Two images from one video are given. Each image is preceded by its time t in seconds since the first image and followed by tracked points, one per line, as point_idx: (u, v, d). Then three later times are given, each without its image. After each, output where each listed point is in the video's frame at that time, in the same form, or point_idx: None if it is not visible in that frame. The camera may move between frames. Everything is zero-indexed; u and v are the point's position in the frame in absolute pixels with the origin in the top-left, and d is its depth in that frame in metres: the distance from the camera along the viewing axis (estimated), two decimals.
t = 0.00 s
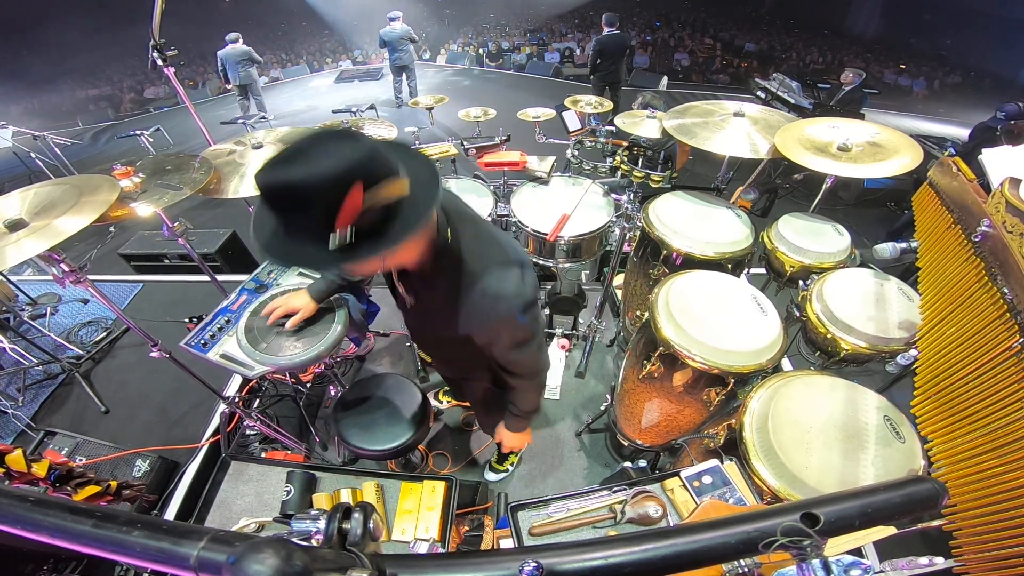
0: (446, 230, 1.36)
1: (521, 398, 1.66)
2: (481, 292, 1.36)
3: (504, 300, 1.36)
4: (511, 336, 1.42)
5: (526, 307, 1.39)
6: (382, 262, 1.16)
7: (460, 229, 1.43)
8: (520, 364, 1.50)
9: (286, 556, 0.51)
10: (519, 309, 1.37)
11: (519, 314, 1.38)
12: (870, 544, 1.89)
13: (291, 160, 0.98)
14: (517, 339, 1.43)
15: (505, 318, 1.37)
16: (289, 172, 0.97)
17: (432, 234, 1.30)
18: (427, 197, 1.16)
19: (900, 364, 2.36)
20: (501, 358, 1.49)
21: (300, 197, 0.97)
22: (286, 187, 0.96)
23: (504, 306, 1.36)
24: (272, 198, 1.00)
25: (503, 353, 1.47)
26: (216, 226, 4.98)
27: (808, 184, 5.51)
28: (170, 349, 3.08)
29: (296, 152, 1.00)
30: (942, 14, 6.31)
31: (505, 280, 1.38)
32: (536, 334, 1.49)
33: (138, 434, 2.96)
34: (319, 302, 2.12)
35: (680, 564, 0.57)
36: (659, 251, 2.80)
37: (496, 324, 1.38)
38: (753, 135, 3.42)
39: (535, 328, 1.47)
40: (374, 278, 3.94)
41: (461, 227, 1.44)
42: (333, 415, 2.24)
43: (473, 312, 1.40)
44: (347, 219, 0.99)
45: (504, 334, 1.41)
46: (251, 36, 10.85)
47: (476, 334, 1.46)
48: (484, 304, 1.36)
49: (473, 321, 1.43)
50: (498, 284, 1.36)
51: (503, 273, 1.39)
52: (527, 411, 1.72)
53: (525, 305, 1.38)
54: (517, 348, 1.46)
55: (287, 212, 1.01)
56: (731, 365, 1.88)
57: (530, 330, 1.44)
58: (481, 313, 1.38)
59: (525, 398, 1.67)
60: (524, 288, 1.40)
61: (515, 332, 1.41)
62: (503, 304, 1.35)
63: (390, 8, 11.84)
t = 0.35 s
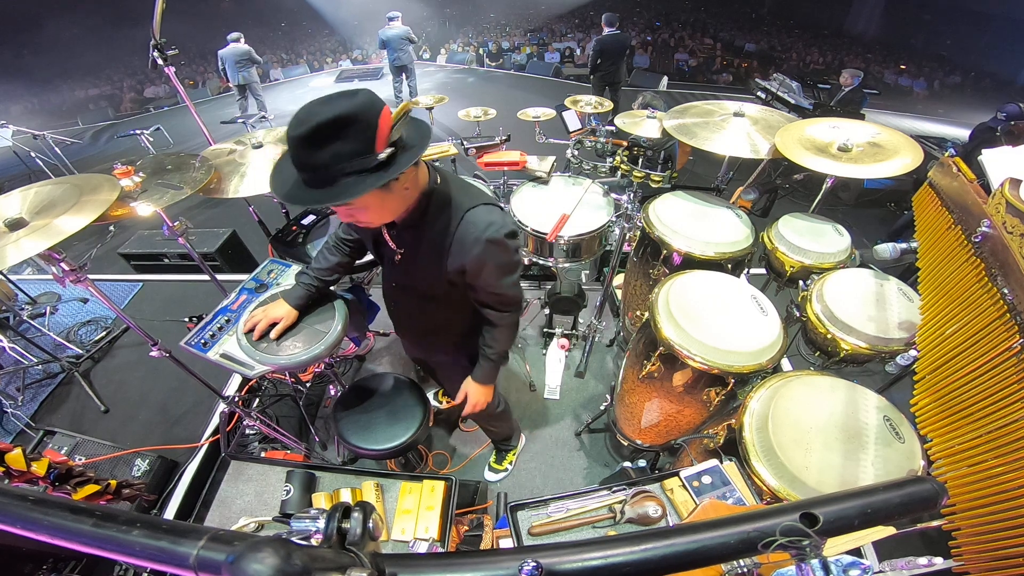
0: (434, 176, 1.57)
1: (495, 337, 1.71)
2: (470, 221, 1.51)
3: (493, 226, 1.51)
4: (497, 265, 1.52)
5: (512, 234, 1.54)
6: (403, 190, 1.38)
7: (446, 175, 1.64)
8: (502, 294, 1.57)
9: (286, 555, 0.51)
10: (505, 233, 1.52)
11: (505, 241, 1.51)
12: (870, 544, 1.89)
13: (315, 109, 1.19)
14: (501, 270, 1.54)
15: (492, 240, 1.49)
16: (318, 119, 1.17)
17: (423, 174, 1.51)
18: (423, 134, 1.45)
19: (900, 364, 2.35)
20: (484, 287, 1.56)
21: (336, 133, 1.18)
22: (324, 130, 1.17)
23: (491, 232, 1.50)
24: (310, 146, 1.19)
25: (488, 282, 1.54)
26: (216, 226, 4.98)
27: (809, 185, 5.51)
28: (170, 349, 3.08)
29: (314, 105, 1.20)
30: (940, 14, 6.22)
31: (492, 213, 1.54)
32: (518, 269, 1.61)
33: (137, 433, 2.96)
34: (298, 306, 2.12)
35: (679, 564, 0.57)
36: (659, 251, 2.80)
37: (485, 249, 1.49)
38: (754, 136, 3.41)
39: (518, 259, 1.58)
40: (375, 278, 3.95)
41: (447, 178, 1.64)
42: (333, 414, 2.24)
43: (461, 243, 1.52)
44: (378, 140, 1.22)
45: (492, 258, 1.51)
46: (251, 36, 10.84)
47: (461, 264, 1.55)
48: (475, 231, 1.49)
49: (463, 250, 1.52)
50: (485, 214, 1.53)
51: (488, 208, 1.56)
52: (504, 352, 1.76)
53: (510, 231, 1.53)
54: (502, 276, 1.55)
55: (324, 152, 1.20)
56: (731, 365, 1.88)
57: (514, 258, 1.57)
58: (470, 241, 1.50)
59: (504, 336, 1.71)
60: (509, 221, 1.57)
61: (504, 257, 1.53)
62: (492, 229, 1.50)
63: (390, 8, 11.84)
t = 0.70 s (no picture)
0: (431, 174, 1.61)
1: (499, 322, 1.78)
2: (468, 216, 1.56)
3: (490, 219, 1.57)
4: (496, 256, 1.58)
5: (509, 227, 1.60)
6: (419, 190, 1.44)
7: (441, 173, 1.68)
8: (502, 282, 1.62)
9: (286, 555, 0.51)
10: (501, 223, 1.58)
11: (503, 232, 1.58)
12: (870, 544, 1.89)
13: (334, 126, 1.20)
14: (498, 260, 1.59)
15: (490, 232, 1.55)
16: (340, 135, 1.19)
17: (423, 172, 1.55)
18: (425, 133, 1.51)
19: (900, 364, 2.35)
20: (486, 276, 1.60)
21: (360, 147, 1.22)
22: (347, 145, 1.19)
23: (490, 224, 1.56)
24: (336, 163, 1.21)
25: (488, 269, 1.59)
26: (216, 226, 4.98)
27: (809, 185, 5.51)
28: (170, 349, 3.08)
29: (330, 122, 1.22)
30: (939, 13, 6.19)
31: (487, 208, 1.60)
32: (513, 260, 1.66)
33: (137, 433, 2.96)
34: (295, 303, 2.13)
35: (679, 564, 0.57)
36: (659, 251, 2.80)
37: (485, 239, 1.54)
38: (754, 135, 3.41)
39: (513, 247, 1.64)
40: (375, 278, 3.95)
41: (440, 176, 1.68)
42: (333, 414, 2.24)
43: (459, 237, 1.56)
44: (398, 147, 1.28)
45: (491, 246, 1.56)
46: (251, 36, 10.84)
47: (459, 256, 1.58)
48: (474, 225, 1.54)
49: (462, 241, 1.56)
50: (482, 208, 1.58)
51: (484, 203, 1.61)
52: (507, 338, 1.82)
53: (506, 224, 1.60)
54: (501, 263, 1.60)
55: (353, 166, 1.23)
56: (731, 365, 1.88)
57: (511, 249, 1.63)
58: (469, 235, 1.54)
59: (510, 318, 1.76)
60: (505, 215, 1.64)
61: (503, 250, 1.59)
62: (490, 222, 1.56)
63: (390, 8, 11.84)
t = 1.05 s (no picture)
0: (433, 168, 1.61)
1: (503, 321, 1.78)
2: (468, 208, 1.57)
3: (491, 211, 1.58)
4: (497, 249, 1.59)
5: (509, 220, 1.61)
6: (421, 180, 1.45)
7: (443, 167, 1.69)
8: (503, 275, 1.63)
9: (286, 555, 0.51)
10: (501, 216, 1.59)
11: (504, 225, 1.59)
12: (870, 544, 1.89)
13: (335, 112, 1.20)
14: (499, 253, 1.60)
15: (491, 224, 1.56)
16: (341, 122, 1.18)
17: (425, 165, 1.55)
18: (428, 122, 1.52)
19: (900, 364, 2.35)
20: (486, 270, 1.60)
21: (362, 133, 1.21)
22: (348, 132, 1.19)
23: (491, 216, 1.56)
24: (338, 150, 1.20)
25: (488, 263, 1.59)
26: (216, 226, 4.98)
27: (809, 185, 5.51)
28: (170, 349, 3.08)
29: (331, 109, 1.21)
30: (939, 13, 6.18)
31: (487, 201, 1.60)
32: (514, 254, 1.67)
33: (137, 433, 2.96)
34: (302, 295, 2.08)
35: (679, 564, 0.57)
36: (659, 251, 2.80)
37: (485, 232, 1.55)
38: (753, 135, 3.41)
39: (514, 242, 1.66)
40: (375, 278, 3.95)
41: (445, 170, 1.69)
42: (333, 414, 2.24)
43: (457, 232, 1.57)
44: (401, 135, 1.28)
45: (492, 239, 1.57)
46: (251, 36, 10.84)
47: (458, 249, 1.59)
48: (474, 218, 1.55)
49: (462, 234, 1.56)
50: (483, 201, 1.59)
51: (484, 196, 1.62)
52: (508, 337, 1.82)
53: (507, 217, 1.61)
54: (501, 257, 1.61)
55: (355, 153, 1.22)
56: (731, 365, 1.88)
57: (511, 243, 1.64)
58: (469, 228, 1.55)
59: (509, 319, 1.76)
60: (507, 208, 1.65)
61: (503, 243, 1.60)
62: (491, 214, 1.57)
63: (390, 8, 11.84)
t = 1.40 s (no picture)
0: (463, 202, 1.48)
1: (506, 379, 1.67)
2: (491, 257, 1.42)
3: (513, 266, 1.42)
4: (511, 310, 1.44)
5: (531, 279, 1.45)
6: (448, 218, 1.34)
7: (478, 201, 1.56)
8: (513, 335, 1.49)
9: (285, 556, 0.51)
10: (521, 275, 1.43)
11: (524, 285, 1.43)
12: (869, 545, 1.89)
13: (356, 140, 1.10)
14: (513, 314, 1.45)
15: (510, 282, 1.40)
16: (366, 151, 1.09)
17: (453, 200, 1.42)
18: (462, 150, 1.41)
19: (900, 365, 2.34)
20: (495, 328, 1.48)
21: (387, 166, 1.11)
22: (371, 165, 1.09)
23: (511, 273, 1.41)
24: (358, 184, 1.10)
25: (495, 325, 1.47)
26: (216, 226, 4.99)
27: (808, 185, 5.52)
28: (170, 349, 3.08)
29: (350, 132, 1.11)
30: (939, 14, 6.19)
31: (514, 251, 1.45)
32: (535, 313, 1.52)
33: (137, 433, 2.96)
34: (355, 298, 2.16)
35: (678, 564, 0.57)
36: (659, 252, 2.81)
37: (496, 291, 1.40)
38: (753, 136, 3.41)
39: (535, 304, 1.50)
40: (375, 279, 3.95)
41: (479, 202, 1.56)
42: (333, 415, 2.24)
43: (476, 282, 1.43)
44: (429, 167, 1.17)
45: (504, 301, 1.42)
46: (251, 36, 10.86)
47: (471, 300, 1.47)
48: (495, 270, 1.41)
49: (472, 289, 1.45)
50: (507, 251, 1.43)
51: (511, 243, 1.46)
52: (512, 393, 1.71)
53: (530, 275, 1.44)
54: (512, 320, 1.46)
55: (377, 188, 1.12)
56: (730, 366, 1.89)
57: (530, 306, 1.48)
58: (486, 279, 1.41)
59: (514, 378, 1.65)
60: (534, 263, 1.48)
61: (523, 300, 1.45)
62: (512, 269, 1.41)
63: (391, 9, 11.87)
